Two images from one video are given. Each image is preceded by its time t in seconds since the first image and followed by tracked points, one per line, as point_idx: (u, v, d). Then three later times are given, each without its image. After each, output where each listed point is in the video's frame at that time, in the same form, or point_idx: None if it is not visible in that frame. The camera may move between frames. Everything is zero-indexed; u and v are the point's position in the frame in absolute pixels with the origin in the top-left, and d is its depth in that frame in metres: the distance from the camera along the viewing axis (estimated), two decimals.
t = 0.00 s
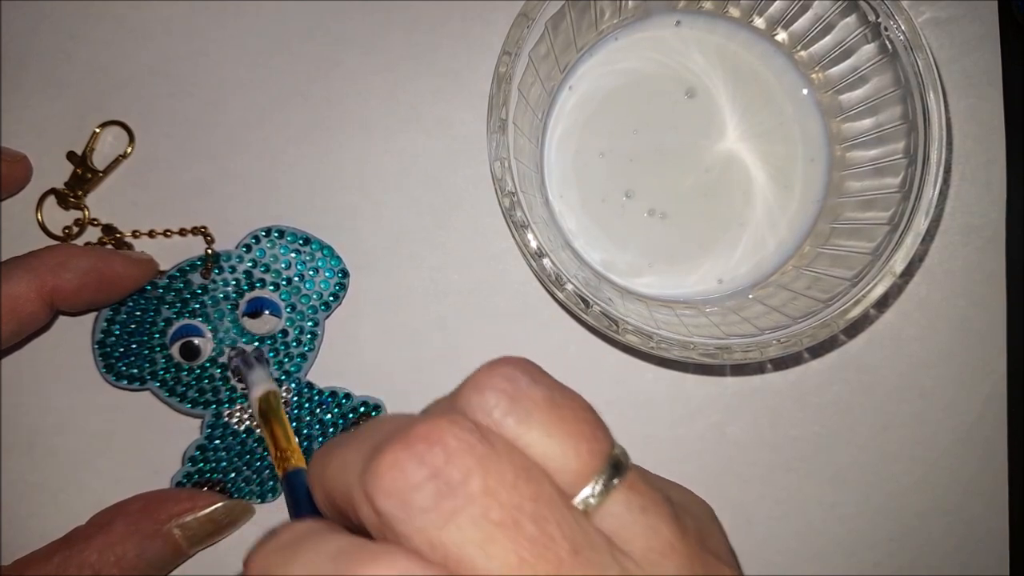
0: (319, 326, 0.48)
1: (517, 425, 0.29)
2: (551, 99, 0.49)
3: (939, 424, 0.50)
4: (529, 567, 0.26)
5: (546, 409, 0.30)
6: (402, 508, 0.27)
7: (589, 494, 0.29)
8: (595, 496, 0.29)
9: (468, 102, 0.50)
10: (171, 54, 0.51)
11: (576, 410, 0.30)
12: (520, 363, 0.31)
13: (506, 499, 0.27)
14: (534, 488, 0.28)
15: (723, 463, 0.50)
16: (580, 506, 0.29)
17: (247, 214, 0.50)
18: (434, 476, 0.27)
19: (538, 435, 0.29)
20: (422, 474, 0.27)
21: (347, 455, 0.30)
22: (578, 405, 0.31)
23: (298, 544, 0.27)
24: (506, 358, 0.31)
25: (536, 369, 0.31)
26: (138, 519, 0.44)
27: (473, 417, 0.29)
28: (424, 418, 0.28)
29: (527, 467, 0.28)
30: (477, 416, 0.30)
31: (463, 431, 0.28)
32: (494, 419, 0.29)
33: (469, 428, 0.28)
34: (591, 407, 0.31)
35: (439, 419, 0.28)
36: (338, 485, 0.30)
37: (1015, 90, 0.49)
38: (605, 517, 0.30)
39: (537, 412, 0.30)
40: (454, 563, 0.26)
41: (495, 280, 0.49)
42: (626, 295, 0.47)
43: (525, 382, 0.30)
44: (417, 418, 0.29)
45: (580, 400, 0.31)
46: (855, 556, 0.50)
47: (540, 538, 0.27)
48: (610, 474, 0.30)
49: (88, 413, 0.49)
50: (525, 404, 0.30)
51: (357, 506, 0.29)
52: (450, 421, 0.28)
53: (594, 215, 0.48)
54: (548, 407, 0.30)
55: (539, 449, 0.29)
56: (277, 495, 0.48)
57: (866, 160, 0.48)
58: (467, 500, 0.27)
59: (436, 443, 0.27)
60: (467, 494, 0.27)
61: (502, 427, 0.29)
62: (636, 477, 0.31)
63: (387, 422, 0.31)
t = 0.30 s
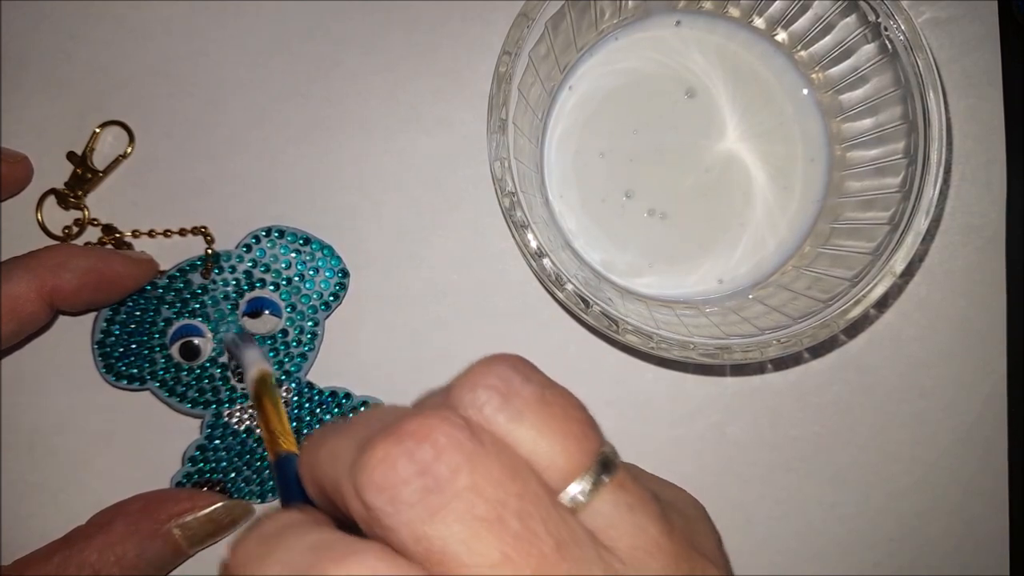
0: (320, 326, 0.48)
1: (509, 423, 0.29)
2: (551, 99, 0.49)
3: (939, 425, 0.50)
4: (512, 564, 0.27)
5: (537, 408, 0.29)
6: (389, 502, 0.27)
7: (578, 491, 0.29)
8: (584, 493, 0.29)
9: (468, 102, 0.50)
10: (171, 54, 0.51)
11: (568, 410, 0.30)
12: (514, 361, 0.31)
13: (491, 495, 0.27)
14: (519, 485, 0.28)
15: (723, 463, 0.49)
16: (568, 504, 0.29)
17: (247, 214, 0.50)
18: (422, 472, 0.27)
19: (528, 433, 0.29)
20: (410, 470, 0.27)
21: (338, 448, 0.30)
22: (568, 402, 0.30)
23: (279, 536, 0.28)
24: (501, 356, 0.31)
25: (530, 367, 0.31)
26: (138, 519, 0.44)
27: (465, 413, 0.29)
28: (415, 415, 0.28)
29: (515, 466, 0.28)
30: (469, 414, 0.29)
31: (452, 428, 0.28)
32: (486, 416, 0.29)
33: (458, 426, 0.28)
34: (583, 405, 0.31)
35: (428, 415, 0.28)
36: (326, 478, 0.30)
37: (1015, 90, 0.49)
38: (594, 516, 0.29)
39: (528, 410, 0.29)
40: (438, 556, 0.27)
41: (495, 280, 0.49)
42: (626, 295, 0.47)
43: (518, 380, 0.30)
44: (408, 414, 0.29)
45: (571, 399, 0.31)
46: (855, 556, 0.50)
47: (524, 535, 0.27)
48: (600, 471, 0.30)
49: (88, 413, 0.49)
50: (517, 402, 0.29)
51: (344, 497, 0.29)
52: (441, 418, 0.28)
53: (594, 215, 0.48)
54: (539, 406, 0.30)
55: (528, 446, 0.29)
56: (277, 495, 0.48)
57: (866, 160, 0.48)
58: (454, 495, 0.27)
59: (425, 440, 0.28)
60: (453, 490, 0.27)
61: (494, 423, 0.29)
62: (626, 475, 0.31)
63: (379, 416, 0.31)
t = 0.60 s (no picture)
0: (319, 326, 0.48)
1: (501, 436, 0.29)
2: (551, 99, 0.49)
3: (939, 425, 0.50)
4: None
5: (531, 420, 0.30)
6: (380, 522, 0.28)
7: (573, 503, 0.30)
8: (578, 505, 0.30)
9: (468, 102, 0.50)
10: (171, 54, 0.51)
11: (561, 420, 0.31)
12: (506, 370, 0.31)
13: (486, 514, 0.28)
14: (513, 501, 0.28)
15: (724, 463, 0.49)
16: (563, 517, 0.29)
17: (247, 214, 0.50)
18: (413, 491, 0.28)
19: (521, 446, 0.29)
20: (402, 488, 0.28)
21: (327, 465, 0.30)
22: (560, 412, 0.31)
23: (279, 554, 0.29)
24: (494, 366, 0.31)
25: (524, 378, 0.31)
26: (137, 519, 0.44)
27: (458, 427, 0.30)
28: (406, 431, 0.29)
29: (508, 482, 0.29)
30: (461, 427, 0.30)
31: (443, 445, 0.28)
32: (478, 429, 0.30)
33: (450, 442, 0.29)
34: (576, 415, 0.32)
35: (418, 431, 0.29)
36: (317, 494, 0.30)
37: (1015, 90, 0.49)
38: (588, 527, 0.30)
39: (521, 422, 0.30)
40: None
41: (495, 280, 0.49)
42: (626, 295, 0.47)
43: (510, 391, 0.30)
44: (398, 429, 0.29)
45: (563, 407, 0.31)
46: (855, 556, 0.50)
47: (519, 555, 0.27)
48: (594, 483, 0.30)
49: (88, 413, 0.49)
50: (509, 413, 0.30)
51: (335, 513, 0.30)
52: (431, 435, 0.28)
53: (594, 215, 0.48)
54: (533, 417, 0.30)
55: (522, 459, 0.29)
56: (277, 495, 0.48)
57: (866, 160, 0.48)
58: (447, 514, 0.27)
59: (417, 458, 0.28)
60: (447, 509, 0.27)
61: (486, 436, 0.30)
62: (620, 487, 0.31)
63: (363, 422, 0.31)
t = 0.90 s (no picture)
0: (318, 326, 0.48)
1: (533, 458, 0.29)
2: (551, 99, 0.49)
3: (939, 425, 0.50)
4: None
5: (563, 442, 0.29)
6: (411, 550, 0.27)
7: (605, 528, 0.29)
8: (611, 530, 0.29)
9: (468, 102, 0.50)
10: (171, 54, 0.51)
11: (594, 441, 0.30)
12: (536, 388, 0.30)
13: (520, 544, 0.27)
14: (546, 530, 0.27)
15: (723, 463, 0.49)
16: (595, 542, 0.28)
17: (247, 214, 0.50)
18: (444, 519, 0.27)
19: (553, 468, 0.29)
20: (433, 516, 0.27)
21: (356, 486, 0.30)
22: (593, 432, 0.30)
23: None
24: (522, 383, 0.31)
25: (555, 395, 0.31)
26: (137, 520, 0.44)
27: (490, 449, 0.29)
28: (436, 453, 0.28)
29: (542, 509, 0.28)
30: (492, 448, 0.29)
31: (475, 469, 0.28)
32: (509, 450, 0.29)
33: (481, 465, 0.28)
34: (609, 435, 0.30)
35: (448, 454, 0.28)
36: (347, 517, 0.30)
37: (1015, 90, 0.49)
38: (621, 554, 0.29)
39: (554, 444, 0.29)
40: None
41: (495, 280, 0.49)
42: (626, 295, 0.47)
43: (542, 412, 0.30)
44: (427, 451, 0.28)
45: (596, 427, 0.30)
46: (854, 556, 0.50)
47: None
48: (628, 507, 0.29)
49: (88, 413, 0.49)
50: (541, 435, 0.29)
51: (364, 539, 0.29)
52: (462, 459, 0.28)
53: (594, 215, 0.48)
54: (565, 439, 0.29)
55: (553, 483, 0.29)
56: (277, 495, 0.48)
57: (866, 160, 0.48)
58: (479, 544, 0.27)
59: (447, 483, 0.27)
60: (480, 538, 0.27)
61: (519, 458, 0.29)
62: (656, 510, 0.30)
63: (392, 443, 0.31)
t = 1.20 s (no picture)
0: (318, 326, 0.48)
1: (571, 447, 0.29)
2: (551, 99, 0.49)
3: (939, 425, 0.50)
4: None
5: (602, 432, 0.30)
6: (450, 525, 0.27)
7: (637, 521, 0.29)
8: (643, 524, 0.29)
9: (468, 102, 0.50)
10: (171, 54, 0.51)
11: (632, 436, 0.30)
12: (576, 380, 0.31)
13: (558, 527, 0.27)
14: (584, 517, 0.27)
15: (723, 463, 0.49)
16: (627, 533, 0.29)
17: (247, 214, 0.50)
18: (483, 497, 0.27)
19: (590, 458, 0.29)
20: (473, 493, 0.27)
21: (394, 462, 0.30)
22: (630, 428, 0.30)
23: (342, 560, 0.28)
24: (560, 374, 0.31)
25: (592, 386, 0.31)
26: (137, 520, 0.44)
27: (528, 434, 0.29)
28: (477, 434, 0.28)
29: (579, 496, 0.28)
30: (531, 434, 0.29)
31: (515, 452, 0.28)
32: (548, 438, 0.29)
33: (521, 449, 0.28)
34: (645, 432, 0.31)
35: (486, 436, 0.28)
36: (383, 493, 0.30)
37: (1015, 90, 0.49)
38: (650, 547, 0.30)
39: (592, 435, 0.29)
40: None
41: (495, 280, 0.49)
42: (626, 295, 0.47)
43: (582, 402, 0.30)
44: (468, 431, 0.29)
45: (632, 422, 0.31)
46: (855, 556, 0.50)
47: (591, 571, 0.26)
48: (661, 501, 0.30)
49: (88, 413, 0.49)
50: (580, 424, 0.29)
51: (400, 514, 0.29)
52: (501, 441, 0.28)
53: (594, 215, 0.48)
54: (604, 430, 0.30)
55: (590, 472, 0.29)
56: (277, 495, 0.48)
57: (866, 160, 0.48)
58: (517, 524, 0.27)
59: (489, 462, 0.28)
60: (518, 519, 0.27)
61: (557, 446, 0.29)
62: (685, 507, 0.31)
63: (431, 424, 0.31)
